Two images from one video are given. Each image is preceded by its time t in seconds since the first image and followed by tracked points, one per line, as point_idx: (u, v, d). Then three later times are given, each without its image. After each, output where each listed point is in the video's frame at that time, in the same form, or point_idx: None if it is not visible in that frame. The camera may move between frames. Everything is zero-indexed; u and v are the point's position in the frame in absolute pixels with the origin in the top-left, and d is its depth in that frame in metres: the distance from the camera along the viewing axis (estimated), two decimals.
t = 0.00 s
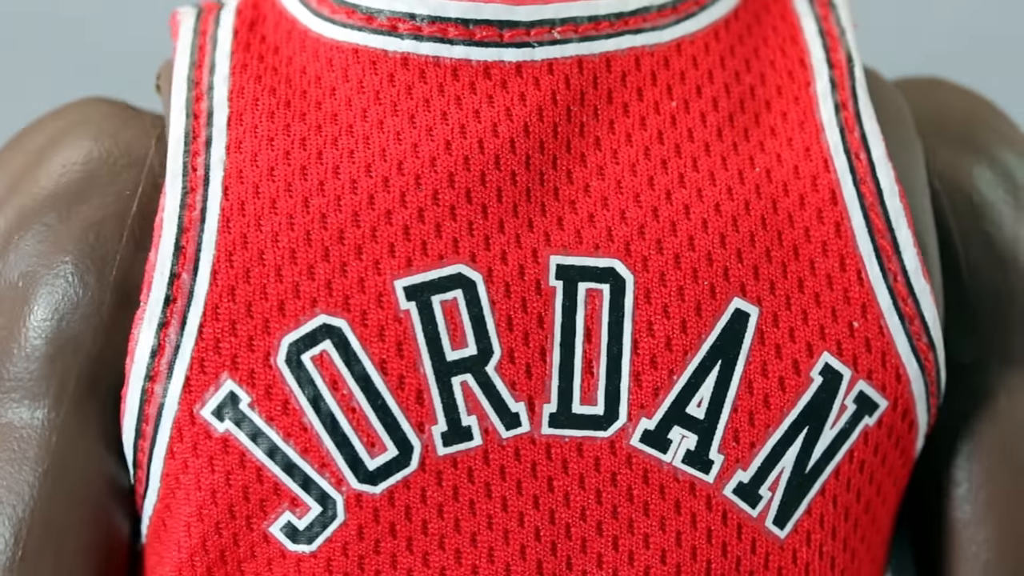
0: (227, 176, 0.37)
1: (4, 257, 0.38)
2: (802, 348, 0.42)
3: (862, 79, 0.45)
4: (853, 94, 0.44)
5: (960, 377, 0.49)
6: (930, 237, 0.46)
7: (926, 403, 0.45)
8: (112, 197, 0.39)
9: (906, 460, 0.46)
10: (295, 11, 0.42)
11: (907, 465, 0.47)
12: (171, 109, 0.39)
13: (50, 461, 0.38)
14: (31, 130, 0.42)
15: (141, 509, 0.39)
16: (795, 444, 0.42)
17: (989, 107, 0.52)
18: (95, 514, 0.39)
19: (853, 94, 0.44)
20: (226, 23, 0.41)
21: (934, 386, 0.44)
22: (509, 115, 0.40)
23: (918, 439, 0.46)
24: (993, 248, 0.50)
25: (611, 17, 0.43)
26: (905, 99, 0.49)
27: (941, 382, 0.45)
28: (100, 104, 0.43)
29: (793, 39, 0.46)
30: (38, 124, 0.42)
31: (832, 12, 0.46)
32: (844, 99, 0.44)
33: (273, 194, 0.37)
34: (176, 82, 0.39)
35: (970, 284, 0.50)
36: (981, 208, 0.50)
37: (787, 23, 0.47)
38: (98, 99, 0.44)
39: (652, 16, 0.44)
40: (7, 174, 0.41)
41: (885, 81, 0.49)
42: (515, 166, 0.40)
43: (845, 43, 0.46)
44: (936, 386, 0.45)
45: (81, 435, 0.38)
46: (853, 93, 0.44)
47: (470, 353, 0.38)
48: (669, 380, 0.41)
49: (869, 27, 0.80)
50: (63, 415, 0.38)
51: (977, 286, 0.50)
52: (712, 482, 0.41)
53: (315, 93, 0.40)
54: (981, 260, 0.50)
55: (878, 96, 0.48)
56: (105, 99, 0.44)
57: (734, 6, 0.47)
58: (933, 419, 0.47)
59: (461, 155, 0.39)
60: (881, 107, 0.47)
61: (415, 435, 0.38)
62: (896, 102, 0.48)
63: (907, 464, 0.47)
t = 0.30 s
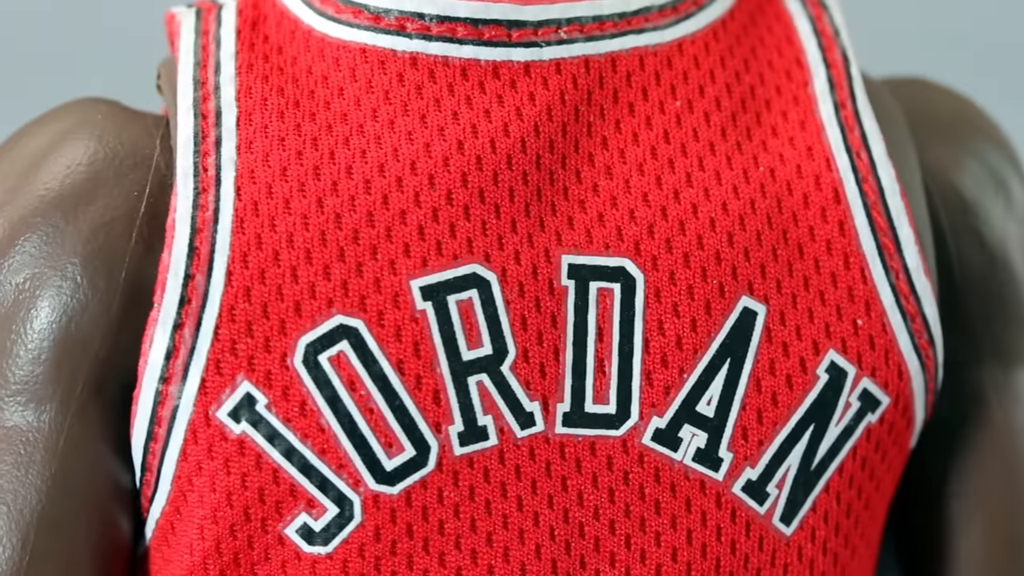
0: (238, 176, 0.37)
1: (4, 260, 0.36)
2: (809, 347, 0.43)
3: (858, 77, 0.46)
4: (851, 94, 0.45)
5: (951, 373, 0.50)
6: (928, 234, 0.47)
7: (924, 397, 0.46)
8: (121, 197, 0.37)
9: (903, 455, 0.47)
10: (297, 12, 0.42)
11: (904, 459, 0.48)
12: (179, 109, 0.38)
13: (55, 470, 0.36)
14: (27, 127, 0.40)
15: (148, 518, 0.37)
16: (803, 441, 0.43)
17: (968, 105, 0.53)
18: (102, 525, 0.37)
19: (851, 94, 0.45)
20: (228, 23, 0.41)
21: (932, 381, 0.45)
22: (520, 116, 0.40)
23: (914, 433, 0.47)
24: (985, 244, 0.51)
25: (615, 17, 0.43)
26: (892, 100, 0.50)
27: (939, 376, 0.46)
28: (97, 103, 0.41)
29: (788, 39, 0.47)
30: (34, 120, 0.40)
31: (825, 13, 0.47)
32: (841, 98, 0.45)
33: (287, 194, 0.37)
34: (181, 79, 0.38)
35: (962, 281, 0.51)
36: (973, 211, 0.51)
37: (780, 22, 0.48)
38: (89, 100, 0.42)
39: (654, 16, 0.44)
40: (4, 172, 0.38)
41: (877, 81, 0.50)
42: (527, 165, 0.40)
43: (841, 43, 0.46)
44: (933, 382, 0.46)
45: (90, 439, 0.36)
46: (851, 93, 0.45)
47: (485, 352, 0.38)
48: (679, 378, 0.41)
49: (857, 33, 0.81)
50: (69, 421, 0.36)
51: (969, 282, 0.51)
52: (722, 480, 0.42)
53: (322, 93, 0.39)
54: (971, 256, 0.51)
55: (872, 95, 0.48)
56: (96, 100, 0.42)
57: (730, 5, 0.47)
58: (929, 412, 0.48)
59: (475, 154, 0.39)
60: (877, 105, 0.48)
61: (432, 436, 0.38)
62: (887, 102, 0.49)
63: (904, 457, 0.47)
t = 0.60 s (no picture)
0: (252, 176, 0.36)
1: (8, 264, 0.34)
2: (812, 345, 0.43)
3: (851, 77, 0.46)
4: (844, 93, 0.46)
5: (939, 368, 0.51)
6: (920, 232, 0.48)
7: (918, 392, 0.46)
8: (130, 198, 0.36)
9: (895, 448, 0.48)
10: (298, 11, 0.41)
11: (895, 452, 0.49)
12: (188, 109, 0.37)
13: (63, 476, 0.34)
14: (25, 125, 0.38)
15: (157, 523, 0.36)
16: (805, 439, 0.43)
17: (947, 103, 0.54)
18: (106, 532, 0.35)
19: (845, 93, 0.46)
20: (230, 23, 0.40)
21: (926, 375, 0.46)
22: (530, 115, 0.40)
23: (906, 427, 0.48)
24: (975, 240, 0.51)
25: (618, 17, 0.43)
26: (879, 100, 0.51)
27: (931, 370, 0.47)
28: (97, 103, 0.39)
29: (780, 39, 0.47)
30: (33, 118, 0.38)
31: (814, 14, 0.48)
32: (835, 98, 0.46)
33: (303, 194, 0.36)
34: (187, 80, 0.37)
35: (955, 276, 0.51)
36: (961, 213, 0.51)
37: (770, 22, 0.48)
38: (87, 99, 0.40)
39: (652, 16, 0.44)
40: (6, 172, 0.36)
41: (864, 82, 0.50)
42: (538, 165, 0.40)
43: (831, 43, 0.47)
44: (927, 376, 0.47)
45: (101, 444, 0.35)
46: (844, 93, 0.46)
47: (500, 352, 0.38)
48: (688, 375, 0.41)
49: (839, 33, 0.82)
50: (77, 426, 0.35)
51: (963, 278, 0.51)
52: (728, 477, 0.42)
53: (331, 92, 0.38)
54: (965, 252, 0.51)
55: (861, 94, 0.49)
56: (94, 100, 0.40)
57: (723, 5, 0.47)
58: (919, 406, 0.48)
59: (488, 154, 0.39)
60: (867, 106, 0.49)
61: (450, 436, 0.38)
62: (874, 102, 0.50)
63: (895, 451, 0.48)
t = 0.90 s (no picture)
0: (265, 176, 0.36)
1: (19, 263, 0.34)
2: (811, 342, 0.44)
3: (839, 77, 0.47)
4: (834, 93, 0.46)
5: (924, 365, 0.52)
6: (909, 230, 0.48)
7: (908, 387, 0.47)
8: (141, 200, 0.35)
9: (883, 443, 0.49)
10: (300, 11, 0.40)
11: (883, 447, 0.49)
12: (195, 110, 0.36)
13: (74, 480, 0.34)
14: (25, 125, 0.37)
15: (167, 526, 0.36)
16: (803, 436, 0.44)
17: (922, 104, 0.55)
18: (115, 538, 0.34)
19: (835, 93, 0.46)
20: (232, 22, 0.39)
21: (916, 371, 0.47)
22: (537, 114, 0.40)
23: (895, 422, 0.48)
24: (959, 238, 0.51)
25: (616, 17, 0.43)
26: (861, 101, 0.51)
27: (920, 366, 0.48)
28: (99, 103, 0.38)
29: (767, 39, 0.48)
30: (33, 118, 0.37)
31: (797, 13, 0.49)
32: (826, 98, 0.46)
33: (318, 194, 0.36)
34: (193, 82, 0.37)
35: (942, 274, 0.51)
36: (946, 209, 0.51)
37: (756, 21, 0.48)
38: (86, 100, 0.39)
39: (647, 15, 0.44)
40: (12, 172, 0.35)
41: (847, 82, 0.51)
42: (546, 164, 0.40)
43: (818, 44, 0.48)
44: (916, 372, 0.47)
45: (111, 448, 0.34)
46: (834, 92, 0.46)
47: (513, 352, 0.38)
48: (693, 373, 0.41)
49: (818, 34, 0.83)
50: (88, 430, 0.34)
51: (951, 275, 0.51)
52: (732, 474, 0.42)
53: (338, 92, 0.38)
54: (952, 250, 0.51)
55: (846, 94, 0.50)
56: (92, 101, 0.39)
57: (712, 5, 0.47)
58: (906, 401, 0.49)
59: (499, 153, 0.39)
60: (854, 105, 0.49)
61: (466, 436, 0.38)
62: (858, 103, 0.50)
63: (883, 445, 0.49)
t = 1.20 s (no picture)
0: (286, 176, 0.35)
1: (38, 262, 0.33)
2: (810, 339, 0.44)
3: (827, 78, 0.48)
4: (823, 94, 0.47)
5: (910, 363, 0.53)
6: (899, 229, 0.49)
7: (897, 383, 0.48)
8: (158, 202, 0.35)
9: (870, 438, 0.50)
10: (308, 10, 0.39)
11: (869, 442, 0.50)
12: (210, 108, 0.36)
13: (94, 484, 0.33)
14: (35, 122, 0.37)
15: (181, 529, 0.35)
16: (802, 433, 0.44)
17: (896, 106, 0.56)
18: (135, 542, 0.34)
19: (824, 94, 0.47)
20: (240, 21, 0.38)
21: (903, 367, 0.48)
22: (549, 114, 0.40)
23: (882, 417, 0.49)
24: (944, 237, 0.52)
25: (617, 15, 0.43)
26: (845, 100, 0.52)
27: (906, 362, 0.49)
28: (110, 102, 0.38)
29: (754, 40, 0.48)
30: (42, 116, 0.37)
31: (781, 14, 0.49)
32: (816, 98, 0.47)
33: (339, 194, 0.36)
34: (207, 81, 0.36)
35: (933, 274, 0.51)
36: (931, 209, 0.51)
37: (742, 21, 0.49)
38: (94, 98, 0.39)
39: (644, 14, 0.44)
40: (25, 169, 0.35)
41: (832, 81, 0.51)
42: (558, 163, 0.40)
43: (804, 45, 0.49)
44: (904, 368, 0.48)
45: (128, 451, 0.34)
46: (824, 93, 0.47)
47: (531, 351, 0.38)
48: (701, 370, 0.42)
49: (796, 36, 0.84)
50: (108, 432, 0.33)
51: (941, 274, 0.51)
52: (737, 471, 0.43)
53: (352, 91, 0.38)
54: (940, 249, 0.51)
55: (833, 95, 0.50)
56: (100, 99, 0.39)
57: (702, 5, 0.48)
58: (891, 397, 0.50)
59: (514, 153, 0.39)
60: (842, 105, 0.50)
61: (487, 436, 0.38)
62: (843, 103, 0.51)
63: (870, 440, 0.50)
